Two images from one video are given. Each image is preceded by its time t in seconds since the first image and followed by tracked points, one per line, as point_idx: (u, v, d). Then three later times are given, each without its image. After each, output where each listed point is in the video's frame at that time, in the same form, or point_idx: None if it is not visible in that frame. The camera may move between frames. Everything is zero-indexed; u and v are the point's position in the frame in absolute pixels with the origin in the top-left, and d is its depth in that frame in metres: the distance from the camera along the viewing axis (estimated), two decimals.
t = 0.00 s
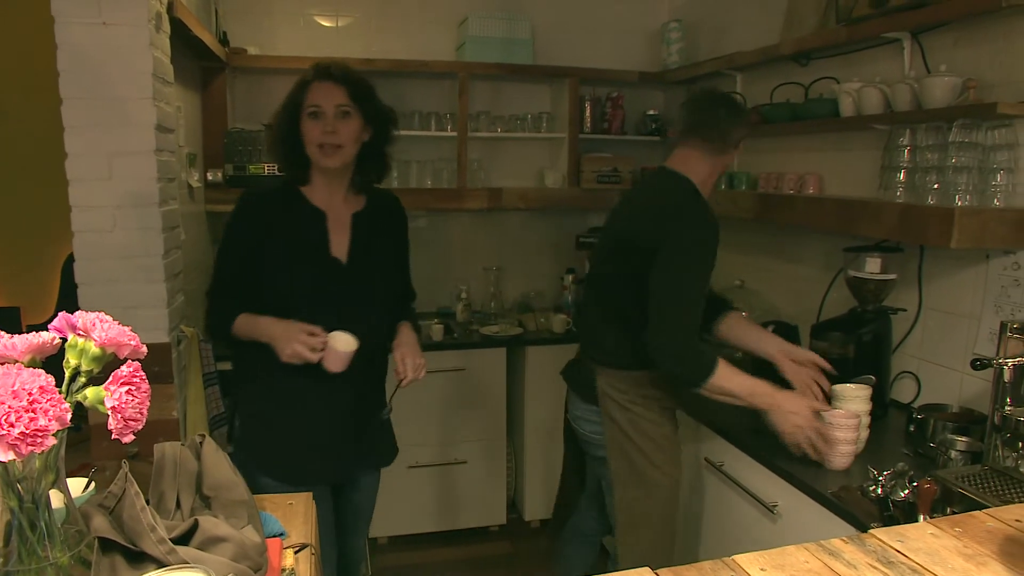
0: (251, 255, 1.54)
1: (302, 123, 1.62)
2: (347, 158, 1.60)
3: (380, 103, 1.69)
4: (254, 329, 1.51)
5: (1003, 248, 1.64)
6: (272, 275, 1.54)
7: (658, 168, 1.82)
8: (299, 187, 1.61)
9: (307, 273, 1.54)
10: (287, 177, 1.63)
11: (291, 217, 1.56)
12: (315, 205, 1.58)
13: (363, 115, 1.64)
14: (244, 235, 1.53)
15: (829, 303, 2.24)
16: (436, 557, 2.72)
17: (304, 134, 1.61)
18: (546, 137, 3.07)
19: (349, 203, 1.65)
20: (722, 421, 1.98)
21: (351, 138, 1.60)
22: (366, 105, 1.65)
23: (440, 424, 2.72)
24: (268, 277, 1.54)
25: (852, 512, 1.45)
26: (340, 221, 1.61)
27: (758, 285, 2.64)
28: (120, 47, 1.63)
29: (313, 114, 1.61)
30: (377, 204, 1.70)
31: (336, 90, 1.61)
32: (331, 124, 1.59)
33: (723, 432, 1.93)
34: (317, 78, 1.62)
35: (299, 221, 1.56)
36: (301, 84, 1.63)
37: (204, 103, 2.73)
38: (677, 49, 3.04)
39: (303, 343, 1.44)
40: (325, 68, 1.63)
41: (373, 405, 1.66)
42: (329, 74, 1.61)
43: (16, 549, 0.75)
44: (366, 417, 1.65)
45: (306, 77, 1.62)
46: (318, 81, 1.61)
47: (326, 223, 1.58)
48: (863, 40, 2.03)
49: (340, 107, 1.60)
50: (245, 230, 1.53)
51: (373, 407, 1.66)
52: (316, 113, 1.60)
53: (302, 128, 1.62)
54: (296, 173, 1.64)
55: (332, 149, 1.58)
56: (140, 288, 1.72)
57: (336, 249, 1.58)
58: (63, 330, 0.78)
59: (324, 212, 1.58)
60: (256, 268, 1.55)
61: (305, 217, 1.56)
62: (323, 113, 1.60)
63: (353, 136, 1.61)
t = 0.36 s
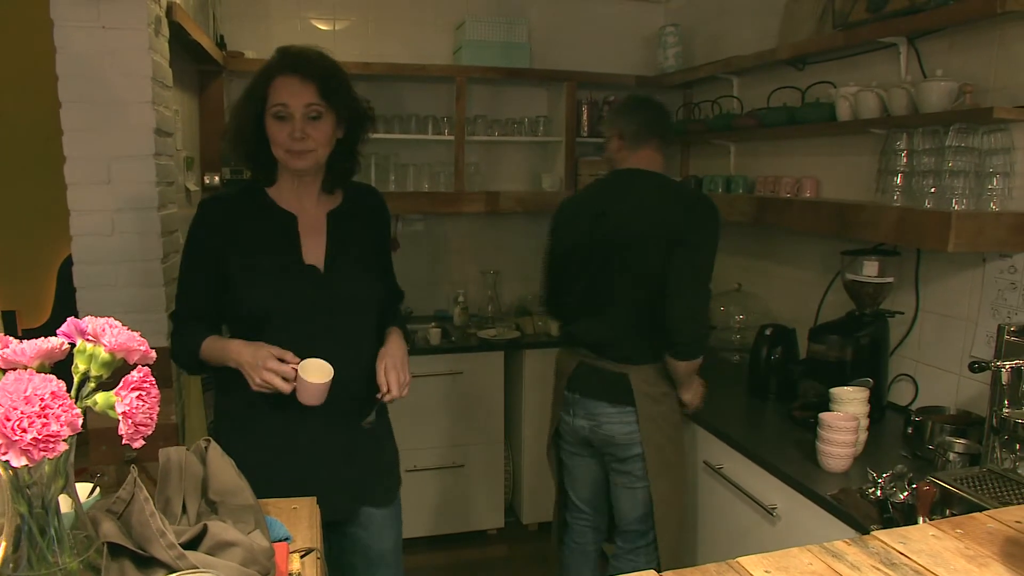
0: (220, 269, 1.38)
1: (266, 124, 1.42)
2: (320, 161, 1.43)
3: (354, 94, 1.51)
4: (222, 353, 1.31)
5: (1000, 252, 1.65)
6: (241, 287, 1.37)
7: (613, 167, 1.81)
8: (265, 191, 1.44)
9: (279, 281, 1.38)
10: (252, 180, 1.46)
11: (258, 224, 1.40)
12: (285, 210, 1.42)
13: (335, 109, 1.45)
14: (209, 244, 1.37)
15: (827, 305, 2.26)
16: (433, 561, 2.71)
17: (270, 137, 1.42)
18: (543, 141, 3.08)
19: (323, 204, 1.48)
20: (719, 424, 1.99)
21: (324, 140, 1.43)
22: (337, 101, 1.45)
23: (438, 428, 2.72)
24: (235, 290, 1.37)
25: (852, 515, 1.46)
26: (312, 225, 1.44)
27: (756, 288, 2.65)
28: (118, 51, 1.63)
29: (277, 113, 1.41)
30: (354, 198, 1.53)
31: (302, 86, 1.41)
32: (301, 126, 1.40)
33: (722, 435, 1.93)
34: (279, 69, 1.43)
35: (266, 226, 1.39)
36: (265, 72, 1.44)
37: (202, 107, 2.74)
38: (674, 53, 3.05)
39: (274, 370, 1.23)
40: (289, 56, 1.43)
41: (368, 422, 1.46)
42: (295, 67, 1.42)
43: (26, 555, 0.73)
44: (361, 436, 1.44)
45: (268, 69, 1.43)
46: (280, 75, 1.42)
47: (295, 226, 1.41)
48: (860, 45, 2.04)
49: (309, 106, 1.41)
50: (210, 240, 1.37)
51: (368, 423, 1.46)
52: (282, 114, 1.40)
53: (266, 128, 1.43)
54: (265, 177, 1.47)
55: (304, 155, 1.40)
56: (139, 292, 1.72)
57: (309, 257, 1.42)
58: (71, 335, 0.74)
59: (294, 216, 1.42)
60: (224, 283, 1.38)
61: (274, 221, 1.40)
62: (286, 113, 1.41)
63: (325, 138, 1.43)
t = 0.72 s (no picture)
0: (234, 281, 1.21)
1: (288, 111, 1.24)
2: (345, 161, 1.26)
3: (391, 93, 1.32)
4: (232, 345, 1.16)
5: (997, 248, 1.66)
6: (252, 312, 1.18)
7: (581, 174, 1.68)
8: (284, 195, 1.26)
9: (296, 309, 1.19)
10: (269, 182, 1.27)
11: (275, 240, 1.22)
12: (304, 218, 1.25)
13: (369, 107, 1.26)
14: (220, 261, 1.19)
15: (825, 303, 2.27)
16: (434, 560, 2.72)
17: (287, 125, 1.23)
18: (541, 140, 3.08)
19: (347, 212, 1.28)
20: (719, 422, 2.00)
21: (352, 136, 1.24)
22: (374, 96, 1.26)
23: (438, 427, 2.73)
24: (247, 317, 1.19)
25: (853, 512, 1.47)
26: (331, 236, 1.26)
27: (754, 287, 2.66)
28: (118, 52, 1.63)
29: (302, 101, 1.22)
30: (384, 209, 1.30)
31: (333, 73, 1.23)
32: (328, 116, 1.22)
33: (721, 433, 1.94)
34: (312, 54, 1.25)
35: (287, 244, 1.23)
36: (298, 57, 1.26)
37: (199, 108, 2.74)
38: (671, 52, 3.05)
39: (284, 322, 1.12)
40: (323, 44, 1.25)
41: (399, 453, 1.30)
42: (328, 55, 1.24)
43: (37, 554, 0.73)
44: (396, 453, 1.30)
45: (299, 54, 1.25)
46: (313, 60, 1.24)
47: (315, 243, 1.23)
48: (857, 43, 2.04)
49: (338, 96, 1.22)
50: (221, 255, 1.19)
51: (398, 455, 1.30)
52: (307, 103, 1.22)
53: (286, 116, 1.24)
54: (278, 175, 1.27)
55: (324, 149, 1.23)
56: (140, 293, 1.72)
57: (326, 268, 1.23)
58: (80, 336, 0.75)
59: (310, 226, 1.25)
60: (237, 308, 1.20)
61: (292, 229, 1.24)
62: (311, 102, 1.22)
63: (355, 134, 1.24)
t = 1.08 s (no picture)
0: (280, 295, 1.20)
1: (341, 108, 1.26)
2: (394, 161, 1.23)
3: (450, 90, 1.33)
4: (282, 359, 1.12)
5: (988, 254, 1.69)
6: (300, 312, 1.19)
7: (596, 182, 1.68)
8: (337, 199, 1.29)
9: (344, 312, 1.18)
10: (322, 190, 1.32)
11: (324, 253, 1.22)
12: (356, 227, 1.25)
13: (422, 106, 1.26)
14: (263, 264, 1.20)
15: (819, 309, 2.28)
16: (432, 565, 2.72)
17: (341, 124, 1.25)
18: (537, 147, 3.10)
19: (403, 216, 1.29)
20: (715, 427, 2.01)
21: (407, 135, 1.23)
22: (428, 94, 1.27)
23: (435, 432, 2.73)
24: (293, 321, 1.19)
25: (848, 517, 1.48)
26: (384, 240, 1.27)
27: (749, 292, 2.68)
28: (116, 60, 1.64)
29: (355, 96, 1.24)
30: (440, 215, 1.31)
31: (387, 69, 1.23)
32: (380, 114, 1.21)
33: (717, 439, 1.96)
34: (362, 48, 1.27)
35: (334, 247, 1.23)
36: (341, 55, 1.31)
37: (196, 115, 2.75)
38: (666, 58, 3.07)
39: (346, 344, 1.06)
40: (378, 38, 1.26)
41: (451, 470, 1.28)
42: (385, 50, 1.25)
43: (43, 561, 0.73)
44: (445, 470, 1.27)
45: (350, 49, 1.27)
46: (365, 53, 1.26)
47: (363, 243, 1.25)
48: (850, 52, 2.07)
49: (391, 95, 1.22)
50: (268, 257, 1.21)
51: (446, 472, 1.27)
52: (359, 99, 1.23)
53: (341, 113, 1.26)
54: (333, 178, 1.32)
55: (378, 149, 1.22)
56: (138, 300, 1.72)
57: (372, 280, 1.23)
58: (86, 344, 0.75)
59: (360, 232, 1.25)
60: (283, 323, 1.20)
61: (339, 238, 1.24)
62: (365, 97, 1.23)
63: (409, 132, 1.23)
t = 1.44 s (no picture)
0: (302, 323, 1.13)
1: (365, 133, 1.16)
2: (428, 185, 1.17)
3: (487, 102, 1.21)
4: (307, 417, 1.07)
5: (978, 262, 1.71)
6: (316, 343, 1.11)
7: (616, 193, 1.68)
8: (356, 217, 1.21)
9: (367, 346, 1.12)
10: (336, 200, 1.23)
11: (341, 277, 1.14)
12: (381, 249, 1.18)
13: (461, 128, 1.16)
14: (277, 293, 1.11)
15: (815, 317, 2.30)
16: None
17: (366, 149, 1.17)
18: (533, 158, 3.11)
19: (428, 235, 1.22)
20: (711, 435, 2.02)
21: (438, 162, 1.16)
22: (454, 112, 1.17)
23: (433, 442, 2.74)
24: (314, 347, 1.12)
25: (845, 523, 1.49)
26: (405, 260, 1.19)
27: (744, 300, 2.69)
28: (115, 75, 1.65)
29: (379, 122, 1.14)
30: (469, 231, 1.23)
31: (413, 92, 1.13)
32: (410, 143, 1.13)
33: (714, 447, 1.97)
34: (382, 64, 1.16)
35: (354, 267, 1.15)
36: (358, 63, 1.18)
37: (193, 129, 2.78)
38: (659, 70, 3.07)
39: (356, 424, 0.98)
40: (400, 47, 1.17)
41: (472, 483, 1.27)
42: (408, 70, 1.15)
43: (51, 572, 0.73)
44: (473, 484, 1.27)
45: (368, 61, 1.17)
46: (387, 71, 1.15)
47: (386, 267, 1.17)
48: (841, 63, 2.10)
49: (422, 119, 1.13)
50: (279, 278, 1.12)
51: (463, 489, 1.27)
52: (384, 125, 1.14)
53: (361, 135, 1.17)
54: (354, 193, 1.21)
55: (408, 178, 1.15)
56: (137, 313, 1.73)
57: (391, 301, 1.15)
58: (93, 358, 0.77)
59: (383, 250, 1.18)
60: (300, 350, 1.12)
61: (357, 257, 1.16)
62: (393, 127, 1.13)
63: (441, 157, 1.15)
